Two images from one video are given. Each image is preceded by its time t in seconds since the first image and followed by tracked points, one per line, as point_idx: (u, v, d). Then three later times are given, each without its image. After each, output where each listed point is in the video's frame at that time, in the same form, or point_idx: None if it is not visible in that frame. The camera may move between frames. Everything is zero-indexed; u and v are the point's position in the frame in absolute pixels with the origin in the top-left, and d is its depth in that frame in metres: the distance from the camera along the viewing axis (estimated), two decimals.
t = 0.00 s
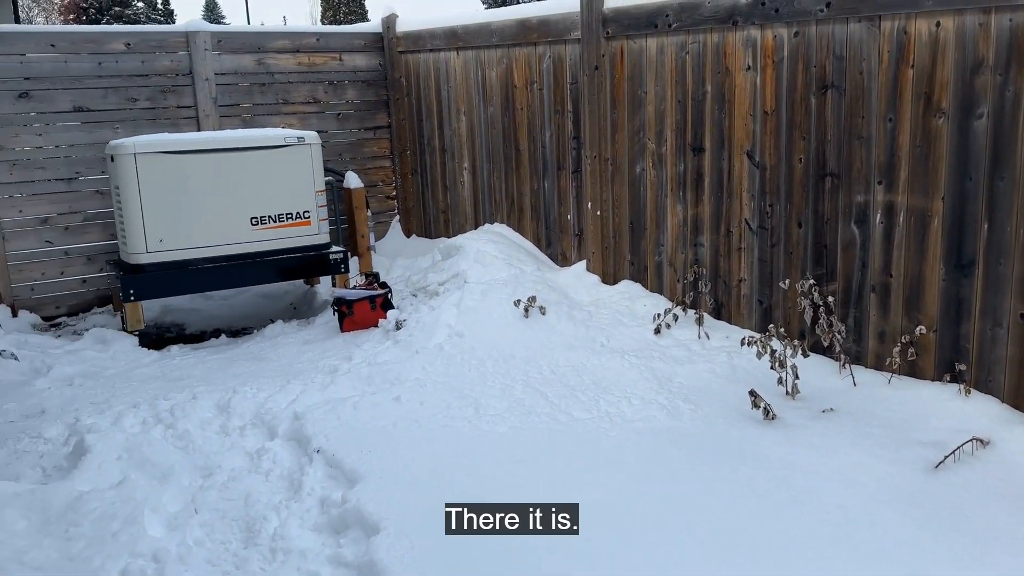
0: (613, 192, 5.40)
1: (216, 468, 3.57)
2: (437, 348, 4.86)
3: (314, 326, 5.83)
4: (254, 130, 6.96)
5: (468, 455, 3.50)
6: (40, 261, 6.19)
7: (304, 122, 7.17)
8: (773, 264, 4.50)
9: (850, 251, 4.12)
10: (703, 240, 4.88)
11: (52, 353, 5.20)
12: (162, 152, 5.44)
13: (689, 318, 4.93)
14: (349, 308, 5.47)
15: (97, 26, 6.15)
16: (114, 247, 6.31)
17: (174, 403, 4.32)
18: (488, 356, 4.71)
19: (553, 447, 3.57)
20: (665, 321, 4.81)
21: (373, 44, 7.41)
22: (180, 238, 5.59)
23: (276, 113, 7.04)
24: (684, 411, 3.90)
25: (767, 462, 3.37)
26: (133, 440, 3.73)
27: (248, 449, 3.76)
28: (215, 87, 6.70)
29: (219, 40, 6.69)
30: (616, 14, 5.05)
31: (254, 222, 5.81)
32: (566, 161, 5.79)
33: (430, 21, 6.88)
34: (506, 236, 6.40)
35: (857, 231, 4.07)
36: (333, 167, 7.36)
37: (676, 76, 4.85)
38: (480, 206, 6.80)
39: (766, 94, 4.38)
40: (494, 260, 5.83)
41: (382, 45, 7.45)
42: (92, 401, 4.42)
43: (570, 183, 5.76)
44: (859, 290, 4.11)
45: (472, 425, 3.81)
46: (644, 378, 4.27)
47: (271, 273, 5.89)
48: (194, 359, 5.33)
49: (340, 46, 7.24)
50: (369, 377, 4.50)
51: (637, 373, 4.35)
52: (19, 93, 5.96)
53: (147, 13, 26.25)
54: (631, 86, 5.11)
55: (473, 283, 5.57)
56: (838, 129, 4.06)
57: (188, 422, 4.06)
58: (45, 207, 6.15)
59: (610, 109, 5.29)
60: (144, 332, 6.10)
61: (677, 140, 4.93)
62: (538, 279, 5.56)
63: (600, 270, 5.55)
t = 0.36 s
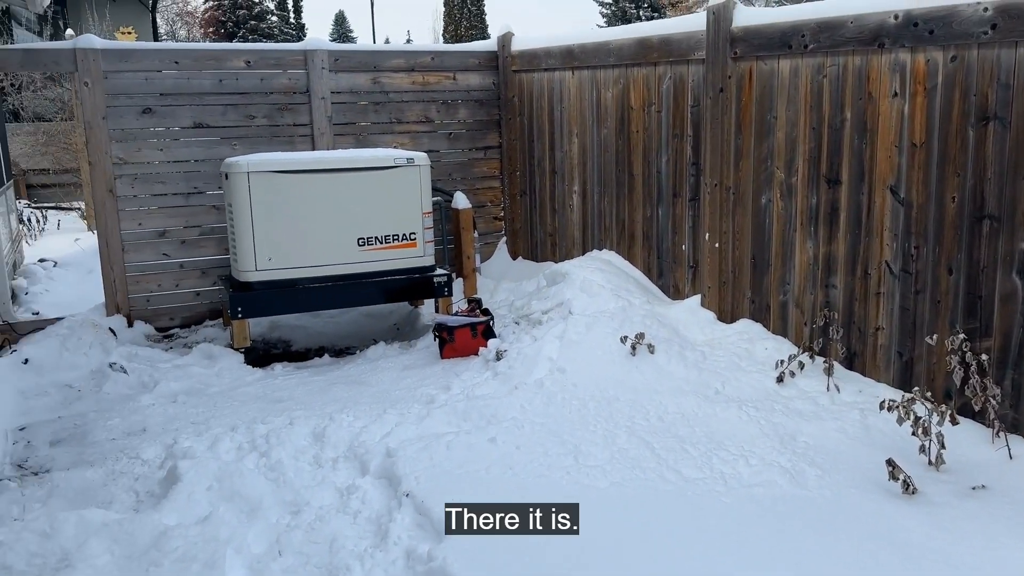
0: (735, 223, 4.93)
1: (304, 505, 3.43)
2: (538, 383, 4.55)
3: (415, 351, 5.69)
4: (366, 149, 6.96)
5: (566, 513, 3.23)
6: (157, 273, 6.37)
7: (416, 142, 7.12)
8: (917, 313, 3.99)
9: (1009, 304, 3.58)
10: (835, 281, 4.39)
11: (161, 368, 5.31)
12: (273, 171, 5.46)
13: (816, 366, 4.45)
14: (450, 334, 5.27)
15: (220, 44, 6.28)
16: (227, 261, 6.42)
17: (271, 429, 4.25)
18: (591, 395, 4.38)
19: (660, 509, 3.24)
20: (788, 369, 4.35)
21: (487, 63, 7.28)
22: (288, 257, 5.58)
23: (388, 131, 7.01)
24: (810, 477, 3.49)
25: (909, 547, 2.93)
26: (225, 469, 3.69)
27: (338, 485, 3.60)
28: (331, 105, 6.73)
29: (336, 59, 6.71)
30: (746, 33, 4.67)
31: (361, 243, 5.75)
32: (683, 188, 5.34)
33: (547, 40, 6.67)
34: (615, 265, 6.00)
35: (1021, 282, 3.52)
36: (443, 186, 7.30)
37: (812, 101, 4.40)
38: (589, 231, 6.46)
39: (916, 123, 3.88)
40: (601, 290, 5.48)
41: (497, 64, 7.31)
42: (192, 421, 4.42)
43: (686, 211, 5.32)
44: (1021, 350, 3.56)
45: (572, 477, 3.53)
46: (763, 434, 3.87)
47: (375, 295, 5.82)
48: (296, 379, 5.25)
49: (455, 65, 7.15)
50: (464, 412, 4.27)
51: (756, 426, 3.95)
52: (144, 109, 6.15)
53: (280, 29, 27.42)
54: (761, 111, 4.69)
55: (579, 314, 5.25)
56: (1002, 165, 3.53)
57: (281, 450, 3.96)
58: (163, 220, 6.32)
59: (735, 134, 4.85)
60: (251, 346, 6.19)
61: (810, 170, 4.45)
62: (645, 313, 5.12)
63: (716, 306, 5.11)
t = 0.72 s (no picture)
0: (825, 244, 4.53)
1: (348, 535, 3.23)
2: (602, 410, 4.25)
3: (477, 368, 5.45)
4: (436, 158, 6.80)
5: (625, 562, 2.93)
6: (225, 279, 6.34)
7: (487, 151, 6.94)
8: None
9: None
10: (938, 311, 3.94)
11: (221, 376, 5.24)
12: (339, 179, 5.34)
13: (914, 406, 4.02)
14: (512, 352, 5.03)
15: (293, 50, 6.22)
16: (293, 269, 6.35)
17: (322, 446, 4.09)
18: (662, 426, 4.06)
19: (732, 564, 2.91)
20: (882, 408, 3.97)
21: (564, 70, 7.04)
22: (353, 267, 5.45)
23: (459, 140, 6.84)
24: (906, 536, 3.09)
25: None
26: (269, 490, 3.53)
27: (386, 513, 3.39)
28: (402, 113, 6.61)
29: (409, 66, 6.58)
30: (842, 38, 4.29)
31: (426, 254, 5.58)
32: (769, 205, 4.96)
33: (626, 46, 6.38)
34: (692, 284, 5.65)
35: None
36: (513, 197, 7.10)
37: (916, 113, 3.97)
38: (665, 248, 6.12)
39: None
40: (675, 312, 5.15)
41: (573, 72, 7.06)
42: (245, 434, 4.30)
43: (771, 229, 4.94)
44: None
45: (635, 519, 3.23)
46: (852, 482, 3.48)
47: (439, 308, 5.62)
48: (353, 394, 5.08)
49: (530, 72, 6.93)
50: (524, 438, 4.01)
51: (843, 471, 3.57)
52: (216, 114, 6.14)
53: (366, 37, 27.84)
54: (858, 123, 4.29)
55: (651, 337, 4.93)
56: None
57: (327, 470, 3.81)
58: (232, 226, 6.30)
59: (828, 147, 4.46)
60: (313, 356, 6.07)
61: (912, 189, 4.02)
62: (723, 339, 4.77)
63: (802, 334, 4.71)
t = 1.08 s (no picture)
0: (907, 278, 4.18)
1: None
2: (660, 452, 3.99)
3: (527, 396, 5.22)
4: (489, 174, 6.61)
5: None
6: (273, 295, 6.24)
7: (542, 168, 6.72)
8: None
9: None
10: None
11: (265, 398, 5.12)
12: (388, 197, 5.17)
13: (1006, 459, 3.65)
14: (564, 382, 4.78)
15: (347, 63, 6.10)
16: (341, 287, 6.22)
17: (364, 479, 3.90)
18: (725, 473, 3.78)
19: None
20: (970, 462, 3.61)
21: (624, 85, 6.79)
22: (401, 287, 5.28)
23: (514, 156, 6.64)
24: None
25: None
26: (305, 530, 3.36)
27: (427, 561, 3.17)
28: (456, 128, 6.44)
29: (464, 80, 6.41)
30: (931, 56, 3.95)
31: (476, 275, 5.38)
32: (844, 233, 4.63)
33: (690, 60, 6.10)
34: (757, 313, 5.34)
35: None
36: (567, 216, 6.87)
37: (1014, 138, 3.59)
38: (728, 273, 5.81)
39: None
40: (740, 344, 4.86)
41: (634, 87, 6.80)
42: (285, 463, 4.15)
43: (846, 259, 4.61)
44: None
45: None
46: (939, 547, 3.15)
47: (489, 331, 5.41)
48: (398, 420, 4.89)
49: (588, 87, 6.70)
50: (575, 480, 3.77)
51: (929, 533, 3.23)
52: (268, 128, 6.05)
53: (424, 47, 27.95)
54: (946, 148, 3.93)
55: (713, 371, 4.65)
56: None
57: (370, 509, 3.58)
58: (282, 241, 6.20)
59: (911, 173, 4.11)
60: (360, 377, 5.92)
61: (1007, 222, 3.64)
62: (793, 376, 4.46)
63: (879, 373, 4.36)
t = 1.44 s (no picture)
0: (960, 314, 3.94)
1: None
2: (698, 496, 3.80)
3: (556, 428, 5.04)
4: (519, 194, 6.46)
5: None
6: (298, 316, 6.13)
7: (573, 188, 6.56)
8: None
9: None
10: None
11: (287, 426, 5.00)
12: (416, 220, 5.04)
13: None
14: (595, 416, 4.61)
15: (376, 81, 6.00)
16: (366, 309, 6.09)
17: (388, 518, 3.76)
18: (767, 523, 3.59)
19: None
20: None
21: (658, 104, 6.62)
22: (427, 312, 5.13)
23: (545, 177, 6.49)
24: None
25: None
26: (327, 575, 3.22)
27: None
28: (486, 148, 6.30)
29: (494, 98, 6.27)
30: (990, 82, 3.72)
31: (505, 301, 5.23)
32: (892, 264, 4.41)
33: (728, 80, 5.92)
34: (798, 344, 5.14)
35: None
36: (597, 237, 6.70)
37: None
38: (766, 301, 5.60)
39: None
40: (780, 379, 4.66)
41: (668, 106, 6.63)
42: (307, 498, 4.02)
43: (894, 292, 4.39)
44: None
45: None
46: None
47: (517, 359, 5.26)
48: (424, 451, 4.75)
49: (621, 106, 6.54)
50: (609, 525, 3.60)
51: None
52: (295, 146, 5.95)
53: (452, 57, 27.96)
54: (1005, 179, 3.70)
55: (753, 409, 4.46)
56: None
57: (397, 554, 3.44)
58: (307, 261, 6.09)
59: (966, 205, 3.88)
60: (385, 402, 5.78)
61: None
62: (837, 416, 4.28)
63: (929, 415, 4.13)
